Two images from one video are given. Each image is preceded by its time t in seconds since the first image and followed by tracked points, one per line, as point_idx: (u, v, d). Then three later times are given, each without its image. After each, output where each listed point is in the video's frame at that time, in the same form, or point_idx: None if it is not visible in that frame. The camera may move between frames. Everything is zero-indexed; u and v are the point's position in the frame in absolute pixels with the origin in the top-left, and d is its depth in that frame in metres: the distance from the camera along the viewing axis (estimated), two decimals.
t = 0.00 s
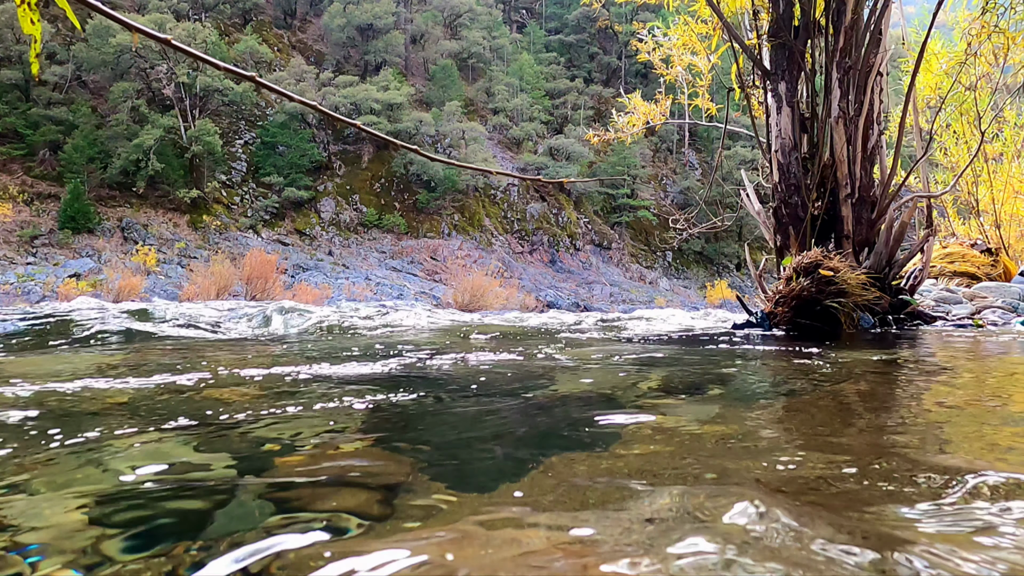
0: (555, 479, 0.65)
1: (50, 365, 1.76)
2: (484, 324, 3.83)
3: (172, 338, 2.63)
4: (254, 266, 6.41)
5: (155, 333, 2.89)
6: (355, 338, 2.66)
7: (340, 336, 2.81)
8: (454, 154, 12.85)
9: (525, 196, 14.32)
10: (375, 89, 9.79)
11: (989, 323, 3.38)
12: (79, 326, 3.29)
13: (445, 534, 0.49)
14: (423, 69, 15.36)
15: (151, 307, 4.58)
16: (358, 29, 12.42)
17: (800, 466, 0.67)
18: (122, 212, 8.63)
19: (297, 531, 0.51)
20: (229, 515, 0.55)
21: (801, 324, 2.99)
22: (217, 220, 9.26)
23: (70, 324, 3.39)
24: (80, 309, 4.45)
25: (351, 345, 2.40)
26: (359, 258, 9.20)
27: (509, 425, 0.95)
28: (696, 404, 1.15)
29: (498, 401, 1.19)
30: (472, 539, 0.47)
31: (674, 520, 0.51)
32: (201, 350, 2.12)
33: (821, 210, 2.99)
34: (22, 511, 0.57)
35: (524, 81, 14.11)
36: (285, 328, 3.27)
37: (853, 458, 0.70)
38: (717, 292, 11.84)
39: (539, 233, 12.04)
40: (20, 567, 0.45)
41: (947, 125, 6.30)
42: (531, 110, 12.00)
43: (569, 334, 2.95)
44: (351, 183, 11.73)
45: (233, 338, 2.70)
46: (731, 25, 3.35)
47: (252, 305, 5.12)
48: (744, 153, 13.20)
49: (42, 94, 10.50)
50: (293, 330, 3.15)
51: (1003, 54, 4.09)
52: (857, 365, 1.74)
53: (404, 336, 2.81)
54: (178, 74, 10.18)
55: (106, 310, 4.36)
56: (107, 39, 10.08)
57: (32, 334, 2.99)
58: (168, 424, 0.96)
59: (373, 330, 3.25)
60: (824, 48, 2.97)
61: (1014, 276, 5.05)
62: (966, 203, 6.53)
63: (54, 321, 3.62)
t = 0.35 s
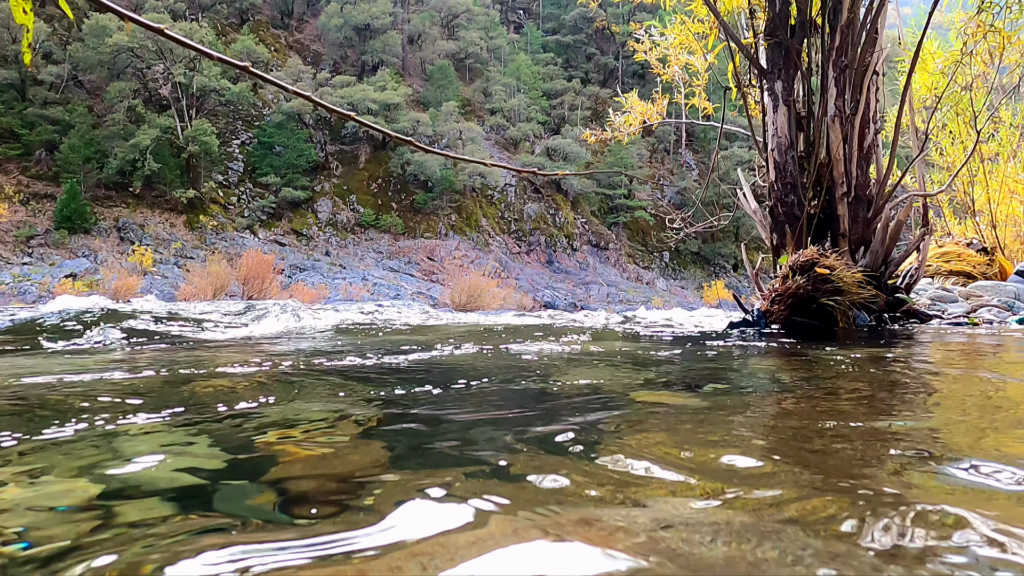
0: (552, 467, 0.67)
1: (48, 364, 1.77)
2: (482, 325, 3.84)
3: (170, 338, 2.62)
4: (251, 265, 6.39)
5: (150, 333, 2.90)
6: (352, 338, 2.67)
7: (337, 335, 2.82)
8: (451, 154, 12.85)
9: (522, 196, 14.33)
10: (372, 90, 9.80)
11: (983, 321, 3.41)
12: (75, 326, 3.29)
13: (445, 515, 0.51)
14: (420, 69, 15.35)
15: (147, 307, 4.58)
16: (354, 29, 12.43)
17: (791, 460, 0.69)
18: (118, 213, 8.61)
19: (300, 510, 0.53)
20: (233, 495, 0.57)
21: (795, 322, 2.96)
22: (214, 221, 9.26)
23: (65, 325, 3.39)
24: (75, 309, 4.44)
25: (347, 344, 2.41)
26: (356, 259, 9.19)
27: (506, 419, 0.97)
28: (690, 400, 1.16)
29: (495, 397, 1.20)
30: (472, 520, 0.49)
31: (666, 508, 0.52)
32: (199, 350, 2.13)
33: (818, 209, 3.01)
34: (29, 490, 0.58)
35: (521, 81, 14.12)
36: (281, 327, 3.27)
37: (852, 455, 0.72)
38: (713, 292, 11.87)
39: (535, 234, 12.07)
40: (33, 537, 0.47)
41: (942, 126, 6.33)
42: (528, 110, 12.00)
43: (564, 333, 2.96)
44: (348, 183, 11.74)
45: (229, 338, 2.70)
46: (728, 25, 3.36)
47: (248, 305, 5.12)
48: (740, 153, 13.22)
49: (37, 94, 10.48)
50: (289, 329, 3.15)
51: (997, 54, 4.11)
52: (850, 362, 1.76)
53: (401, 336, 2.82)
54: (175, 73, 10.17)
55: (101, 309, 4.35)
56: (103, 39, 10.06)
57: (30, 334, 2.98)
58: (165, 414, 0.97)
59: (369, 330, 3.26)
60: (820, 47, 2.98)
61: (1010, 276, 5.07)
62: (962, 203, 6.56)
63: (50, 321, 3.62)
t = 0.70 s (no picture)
0: (545, 464, 0.66)
1: (43, 364, 1.76)
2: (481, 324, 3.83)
3: (170, 338, 2.62)
4: (249, 265, 6.38)
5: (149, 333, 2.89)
6: (351, 338, 2.66)
7: (335, 335, 2.81)
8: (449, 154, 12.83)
9: (520, 196, 14.32)
10: (369, 89, 9.80)
11: (981, 320, 3.40)
12: (74, 326, 3.28)
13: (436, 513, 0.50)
14: (417, 69, 15.32)
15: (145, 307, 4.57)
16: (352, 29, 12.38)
17: (784, 457, 0.69)
18: (115, 212, 8.59)
19: (288, 509, 0.52)
20: (219, 495, 0.57)
21: (794, 320, 2.98)
22: (212, 221, 9.22)
23: (64, 324, 3.38)
24: (72, 309, 4.42)
25: (347, 343, 2.41)
26: (355, 259, 9.18)
27: (499, 416, 0.96)
28: (685, 397, 1.16)
29: (489, 394, 1.19)
30: (464, 519, 0.49)
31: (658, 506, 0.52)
32: (197, 350, 2.13)
33: (815, 207, 3.00)
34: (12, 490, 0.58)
35: (519, 81, 14.09)
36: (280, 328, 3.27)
37: (847, 452, 0.71)
38: (712, 292, 11.86)
39: (534, 234, 12.05)
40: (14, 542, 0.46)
41: (940, 126, 6.33)
42: (527, 111, 11.98)
43: (563, 333, 2.96)
44: (346, 184, 11.71)
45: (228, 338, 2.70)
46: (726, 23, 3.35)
47: (247, 305, 5.10)
48: (739, 154, 13.22)
49: (34, 94, 10.44)
50: (290, 329, 3.14)
51: (995, 54, 4.11)
52: (847, 360, 1.75)
53: (399, 336, 2.82)
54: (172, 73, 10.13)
55: (99, 310, 4.33)
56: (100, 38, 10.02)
57: (29, 334, 2.97)
58: (153, 411, 0.96)
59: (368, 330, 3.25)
60: (818, 46, 2.97)
61: (1007, 275, 5.08)
62: (959, 203, 6.55)
63: (48, 322, 3.61)
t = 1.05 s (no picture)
0: (549, 450, 0.67)
1: (44, 358, 1.76)
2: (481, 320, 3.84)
3: (169, 333, 2.62)
4: (248, 261, 6.39)
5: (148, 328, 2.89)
6: (353, 333, 2.66)
7: (336, 331, 2.81)
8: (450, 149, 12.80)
9: (520, 191, 14.30)
10: (369, 85, 9.79)
11: (980, 314, 3.41)
12: (75, 322, 3.28)
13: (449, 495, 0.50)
14: (417, 64, 15.26)
15: (146, 303, 4.56)
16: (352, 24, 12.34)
17: (790, 448, 0.69)
18: (115, 208, 8.57)
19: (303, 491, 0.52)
20: (217, 480, 0.56)
21: (792, 314, 3.00)
22: (211, 216, 9.20)
23: (66, 320, 3.38)
24: (73, 304, 4.43)
25: (348, 339, 2.41)
26: (354, 254, 9.16)
27: (500, 409, 0.96)
28: (687, 389, 1.15)
29: (489, 388, 1.19)
30: (474, 499, 0.49)
31: (667, 488, 0.52)
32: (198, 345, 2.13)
33: (814, 202, 3.00)
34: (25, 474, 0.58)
35: (519, 76, 14.06)
36: (282, 323, 3.27)
37: (847, 444, 0.71)
38: (712, 287, 11.86)
39: (533, 230, 12.05)
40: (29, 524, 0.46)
41: (940, 120, 6.31)
42: (526, 106, 11.95)
43: (564, 328, 2.96)
44: (346, 179, 11.70)
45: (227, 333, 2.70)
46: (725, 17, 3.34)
47: (247, 302, 5.10)
48: (739, 149, 13.21)
49: (33, 89, 10.39)
50: (291, 325, 3.14)
51: (994, 49, 4.10)
52: (848, 352, 1.75)
53: (400, 331, 2.82)
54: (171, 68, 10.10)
55: (99, 305, 4.32)
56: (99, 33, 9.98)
57: (28, 329, 2.98)
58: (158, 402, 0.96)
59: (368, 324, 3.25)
60: (818, 40, 2.96)
61: (1006, 270, 5.08)
62: (959, 198, 6.54)
63: (48, 317, 3.61)
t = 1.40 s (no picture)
0: (542, 434, 0.67)
1: (44, 351, 1.76)
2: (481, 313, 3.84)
3: (170, 326, 2.62)
4: (248, 255, 6.39)
5: (147, 322, 2.89)
6: (353, 326, 2.67)
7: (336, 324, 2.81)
8: (449, 143, 12.77)
9: (520, 185, 14.29)
10: (368, 78, 9.77)
11: (979, 307, 3.40)
12: (76, 315, 3.29)
13: (444, 477, 0.50)
14: (417, 58, 15.20)
15: (146, 296, 4.57)
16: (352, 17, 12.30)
17: (785, 437, 0.69)
18: (114, 202, 8.57)
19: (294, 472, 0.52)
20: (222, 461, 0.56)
21: (792, 307, 2.98)
22: (211, 210, 9.19)
23: (67, 313, 3.39)
24: (74, 297, 4.43)
25: (347, 332, 2.41)
26: (354, 248, 9.16)
27: (495, 399, 0.96)
28: (683, 381, 1.15)
29: (484, 379, 1.19)
30: (483, 481, 0.49)
31: (663, 473, 0.52)
32: (198, 338, 2.13)
33: (814, 194, 3.01)
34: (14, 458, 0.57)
35: (519, 70, 14.02)
36: (283, 317, 3.27)
37: (848, 434, 0.71)
38: (711, 281, 11.86)
39: (533, 224, 12.05)
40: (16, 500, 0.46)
41: (940, 113, 6.31)
42: (526, 100, 11.91)
43: (563, 321, 2.97)
44: (345, 173, 11.69)
45: (228, 326, 2.70)
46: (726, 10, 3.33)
47: (248, 295, 5.11)
48: (739, 143, 13.21)
49: (32, 82, 10.35)
50: (290, 318, 3.15)
51: (996, 42, 4.08)
52: (845, 344, 1.75)
53: (402, 325, 2.82)
54: (170, 61, 10.06)
55: (99, 298, 4.32)
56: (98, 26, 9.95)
57: (30, 323, 2.98)
58: (150, 394, 0.96)
59: (369, 318, 3.25)
60: (818, 33, 2.95)
61: (1006, 264, 5.08)
62: (959, 192, 6.54)
63: (49, 310, 3.62)
